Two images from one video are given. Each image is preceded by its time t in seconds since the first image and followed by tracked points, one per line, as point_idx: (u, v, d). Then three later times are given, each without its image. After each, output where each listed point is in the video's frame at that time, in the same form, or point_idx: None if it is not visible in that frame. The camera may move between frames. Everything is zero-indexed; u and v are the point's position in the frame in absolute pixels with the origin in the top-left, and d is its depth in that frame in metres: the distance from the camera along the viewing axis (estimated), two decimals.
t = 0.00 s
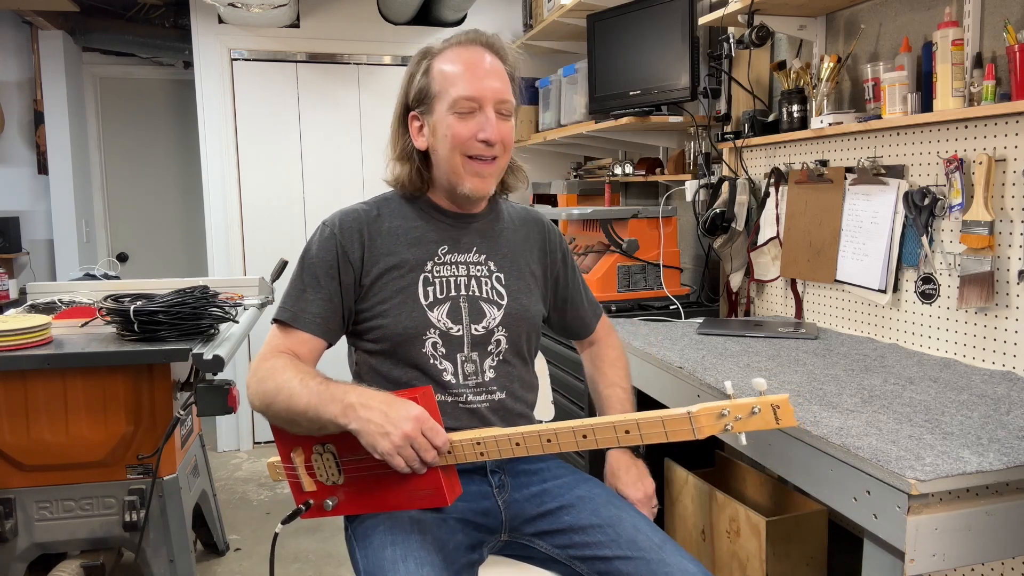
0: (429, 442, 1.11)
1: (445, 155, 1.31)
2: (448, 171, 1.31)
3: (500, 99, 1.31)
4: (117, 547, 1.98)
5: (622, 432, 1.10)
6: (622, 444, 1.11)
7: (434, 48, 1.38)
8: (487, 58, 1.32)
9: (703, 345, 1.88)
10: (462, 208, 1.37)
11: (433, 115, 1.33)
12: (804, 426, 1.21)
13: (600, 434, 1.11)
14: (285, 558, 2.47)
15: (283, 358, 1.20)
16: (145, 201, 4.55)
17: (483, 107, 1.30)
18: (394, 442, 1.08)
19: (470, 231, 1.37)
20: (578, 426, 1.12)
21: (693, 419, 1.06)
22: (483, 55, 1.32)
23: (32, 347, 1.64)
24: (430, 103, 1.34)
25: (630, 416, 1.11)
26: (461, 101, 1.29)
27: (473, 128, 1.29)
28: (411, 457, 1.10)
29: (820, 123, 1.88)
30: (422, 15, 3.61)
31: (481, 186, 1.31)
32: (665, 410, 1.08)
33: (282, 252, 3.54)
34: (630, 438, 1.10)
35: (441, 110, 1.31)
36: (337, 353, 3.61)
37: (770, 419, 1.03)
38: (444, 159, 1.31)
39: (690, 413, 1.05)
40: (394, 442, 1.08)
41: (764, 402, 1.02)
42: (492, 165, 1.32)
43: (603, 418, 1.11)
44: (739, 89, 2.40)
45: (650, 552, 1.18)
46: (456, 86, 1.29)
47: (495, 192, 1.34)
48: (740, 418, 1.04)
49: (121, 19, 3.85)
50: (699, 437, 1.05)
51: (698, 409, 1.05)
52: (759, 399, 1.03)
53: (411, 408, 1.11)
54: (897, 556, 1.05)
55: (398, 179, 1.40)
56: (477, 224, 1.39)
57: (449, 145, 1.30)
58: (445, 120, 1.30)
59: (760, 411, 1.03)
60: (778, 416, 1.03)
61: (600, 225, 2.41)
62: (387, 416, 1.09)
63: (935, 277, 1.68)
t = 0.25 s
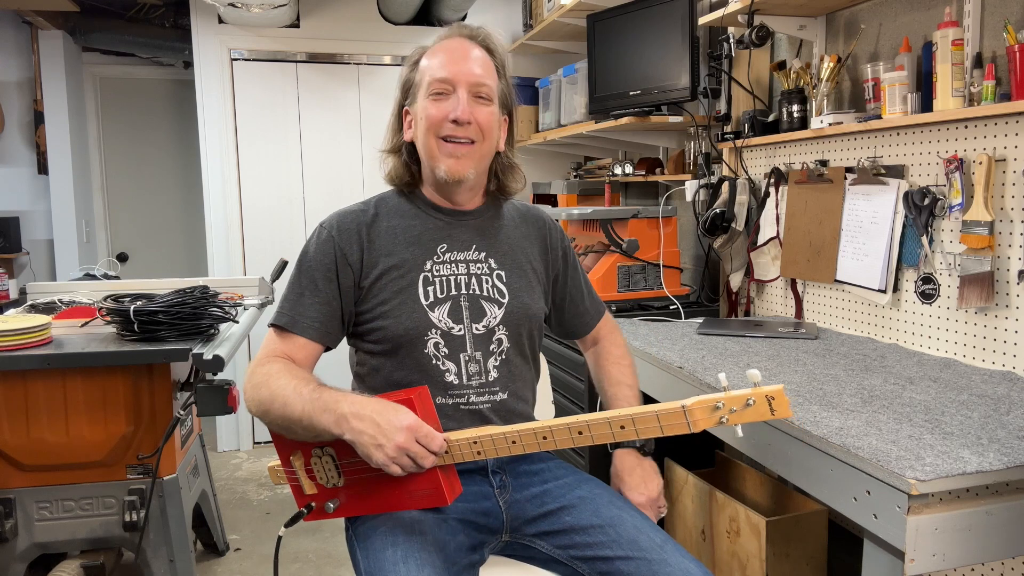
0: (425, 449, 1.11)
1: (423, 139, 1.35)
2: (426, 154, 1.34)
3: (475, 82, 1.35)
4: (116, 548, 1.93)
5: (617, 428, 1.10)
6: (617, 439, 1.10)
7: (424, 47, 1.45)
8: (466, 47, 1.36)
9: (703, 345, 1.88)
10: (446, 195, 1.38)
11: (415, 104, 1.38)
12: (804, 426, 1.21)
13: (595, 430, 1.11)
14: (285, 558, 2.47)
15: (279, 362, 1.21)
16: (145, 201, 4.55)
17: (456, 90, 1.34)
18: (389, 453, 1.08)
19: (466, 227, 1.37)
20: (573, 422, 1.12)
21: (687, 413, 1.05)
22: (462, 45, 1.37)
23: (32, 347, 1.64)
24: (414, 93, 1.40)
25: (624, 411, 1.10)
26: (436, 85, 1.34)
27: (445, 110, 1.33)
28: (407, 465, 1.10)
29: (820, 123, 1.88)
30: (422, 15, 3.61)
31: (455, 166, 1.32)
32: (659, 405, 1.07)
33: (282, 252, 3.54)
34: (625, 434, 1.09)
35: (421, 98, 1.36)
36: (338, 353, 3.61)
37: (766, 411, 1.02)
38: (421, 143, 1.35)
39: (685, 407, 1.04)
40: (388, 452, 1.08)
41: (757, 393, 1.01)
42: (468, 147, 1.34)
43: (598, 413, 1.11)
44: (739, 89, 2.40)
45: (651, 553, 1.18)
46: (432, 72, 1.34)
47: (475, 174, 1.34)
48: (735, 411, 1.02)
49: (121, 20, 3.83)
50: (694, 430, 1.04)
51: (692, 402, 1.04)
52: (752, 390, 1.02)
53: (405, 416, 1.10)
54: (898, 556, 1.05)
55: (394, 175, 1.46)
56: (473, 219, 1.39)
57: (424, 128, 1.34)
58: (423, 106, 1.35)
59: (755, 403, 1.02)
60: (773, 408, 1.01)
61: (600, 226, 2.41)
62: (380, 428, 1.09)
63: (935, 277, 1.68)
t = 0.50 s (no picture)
0: (421, 455, 1.11)
1: (417, 135, 1.35)
2: (421, 150, 1.35)
3: (470, 78, 1.35)
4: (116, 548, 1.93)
5: (615, 437, 1.08)
6: (614, 449, 1.09)
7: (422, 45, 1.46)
8: (461, 43, 1.37)
9: (703, 345, 1.88)
10: (442, 191, 1.38)
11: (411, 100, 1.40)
12: (804, 426, 1.21)
13: (593, 439, 1.09)
14: (285, 558, 2.47)
15: (277, 362, 1.21)
16: (145, 201, 4.55)
17: (450, 85, 1.34)
18: (384, 459, 1.08)
19: (463, 226, 1.37)
20: (571, 430, 1.11)
21: (686, 424, 1.04)
22: (459, 42, 1.38)
23: (32, 347, 1.64)
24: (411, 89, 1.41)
25: (622, 420, 1.09)
26: (431, 81, 1.35)
27: (438, 105, 1.33)
28: (402, 471, 1.10)
29: (820, 123, 1.88)
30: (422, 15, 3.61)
31: (448, 162, 1.32)
32: (657, 415, 1.06)
33: (282, 252, 3.54)
34: (623, 444, 1.08)
35: (417, 94, 1.37)
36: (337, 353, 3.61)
37: (766, 424, 1.01)
38: (416, 139, 1.36)
39: (683, 419, 1.04)
40: (383, 459, 1.08)
41: (757, 406, 1.00)
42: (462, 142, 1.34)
43: (596, 422, 1.09)
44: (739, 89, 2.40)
45: (651, 554, 1.18)
46: (427, 68, 1.35)
47: (469, 170, 1.34)
48: (735, 423, 1.02)
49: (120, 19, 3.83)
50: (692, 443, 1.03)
51: (691, 414, 1.03)
52: (752, 403, 1.02)
53: (401, 422, 1.10)
54: (898, 556, 1.05)
55: (392, 173, 1.47)
56: (470, 219, 1.38)
57: (418, 124, 1.35)
58: (418, 102, 1.36)
59: (755, 416, 1.01)
60: (774, 421, 1.01)
61: (600, 226, 2.41)
62: (376, 434, 1.08)
63: (935, 277, 1.68)
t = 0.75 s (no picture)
0: (417, 459, 1.10)
1: (422, 134, 1.35)
2: (426, 149, 1.35)
3: (475, 77, 1.35)
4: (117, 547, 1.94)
5: (613, 443, 1.09)
6: (613, 455, 1.09)
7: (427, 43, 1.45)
8: (466, 42, 1.37)
9: (703, 345, 1.88)
10: (448, 191, 1.38)
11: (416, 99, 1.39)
12: (804, 426, 1.21)
13: (591, 445, 1.10)
14: (285, 558, 2.47)
15: (277, 361, 1.21)
16: (145, 201, 4.55)
17: (456, 84, 1.34)
18: (380, 462, 1.08)
19: (466, 227, 1.37)
20: (569, 436, 1.11)
21: (684, 432, 1.04)
22: (464, 40, 1.38)
23: (32, 347, 1.64)
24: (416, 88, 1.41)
25: (620, 427, 1.09)
26: (436, 80, 1.35)
27: (443, 104, 1.33)
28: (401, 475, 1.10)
29: (820, 123, 1.88)
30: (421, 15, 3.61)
31: (454, 160, 1.32)
32: (656, 423, 1.07)
33: (282, 252, 3.54)
34: (621, 450, 1.09)
35: (421, 93, 1.37)
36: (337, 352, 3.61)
37: (765, 434, 1.02)
38: (421, 138, 1.36)
39: (681, 427, 1.04)
40: (379, 462, 1.08)
41: (756, 416, 1.01)
42: (468, 140, 1.33)
43: (594, 428, 1.10)
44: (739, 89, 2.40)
45: (652, 555, 1.18)
46: (432, 67, 1.35)
47: (475, 168, 1.33)
48: (734, 432, 1.02)
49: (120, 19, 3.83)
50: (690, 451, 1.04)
51: (689, 422, 1.04)
52: (752, 413, 1.02)
53: (398, 425, 1.09)
54: (898, 556, 1.05)
55: (396, 173, 1.47)
56: (473, 220, 1.38)
57: (423, 123, 1.35)
58: (423, 101, 1.36)
59: (754, 425, 1.02)
60: (772, 431, 1.01)
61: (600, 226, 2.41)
62: (372, 436, 1.08)
63: (935, 277, 1.68)
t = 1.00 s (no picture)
0: (418, 458, 1.10)
1: (422, 133, 1.35)
2: (426, 150, 1.35)
3: (477, 77, 1.35)
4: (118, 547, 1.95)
5: (613, 447, 1.09)
6: (613, 459, 1.09)
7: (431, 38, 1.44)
8: (468, 40, 1.36)
9: (703, 345, 1.88)
10: (448, 192, 1.38)
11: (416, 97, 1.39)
12: (804, 426, 1.21)
13: (591, 447, 1.10)
14: (285, 558, 2.47)
15: (278, 360, 1.21)
16: (145, 201, 4.55)
17: (457, 84, 1.34)
18: (381, 461, 1.08)
19: (463, 228, 1.37)
20: (569, 439, 1.11)
21: (684, 437, 1.04)
22: (466, 38, 1.37)
23: (32, 347, 1.64)
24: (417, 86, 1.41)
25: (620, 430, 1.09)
26: (437, 79, 1.34)
27: (444, 105, 1.33)
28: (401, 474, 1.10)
29: (820, 123, 1.88)
30: (421, 15, 3.61)
31: (455, 162, 1.32)
32: (655, 427, 1.06)
33: (282, 252, 3.54)
34: (621, 453, 1.09)
35: (422, 92, 1.37)
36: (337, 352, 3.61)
37: (764, 439, 1.01)
38: (421, 137, 1.36)
39: (681, 432, 1.04)
40: (381, 461, 1.08)
41: (756, 420, 1.00)
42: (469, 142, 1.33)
43: (594, 432, 1.10)
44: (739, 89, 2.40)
45: (653, 556, 1.18)
46: (433, 65, 1.35)
47: (476, 170, 1.33)
48: (733, 437, 1.02)
49: (120, 19, 3.83)
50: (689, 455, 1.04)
51: (689, 427, 1.04)
52: (752, 418, 1.01)
53: (399, 425, 1.10)
54: (898, 556, 1.05)
55: (394, 171, 1.47)
56: (471, 221, 1.38)
57: (424, 123, 1.34)
58: (423, 100, 1.36)
59: (754, 430, 1.01)
60: (773, 437, 1.00)
61: (600, 225, 2.40)
62: (374, 436, 1.08)
63: (935, 277, 1.68)
